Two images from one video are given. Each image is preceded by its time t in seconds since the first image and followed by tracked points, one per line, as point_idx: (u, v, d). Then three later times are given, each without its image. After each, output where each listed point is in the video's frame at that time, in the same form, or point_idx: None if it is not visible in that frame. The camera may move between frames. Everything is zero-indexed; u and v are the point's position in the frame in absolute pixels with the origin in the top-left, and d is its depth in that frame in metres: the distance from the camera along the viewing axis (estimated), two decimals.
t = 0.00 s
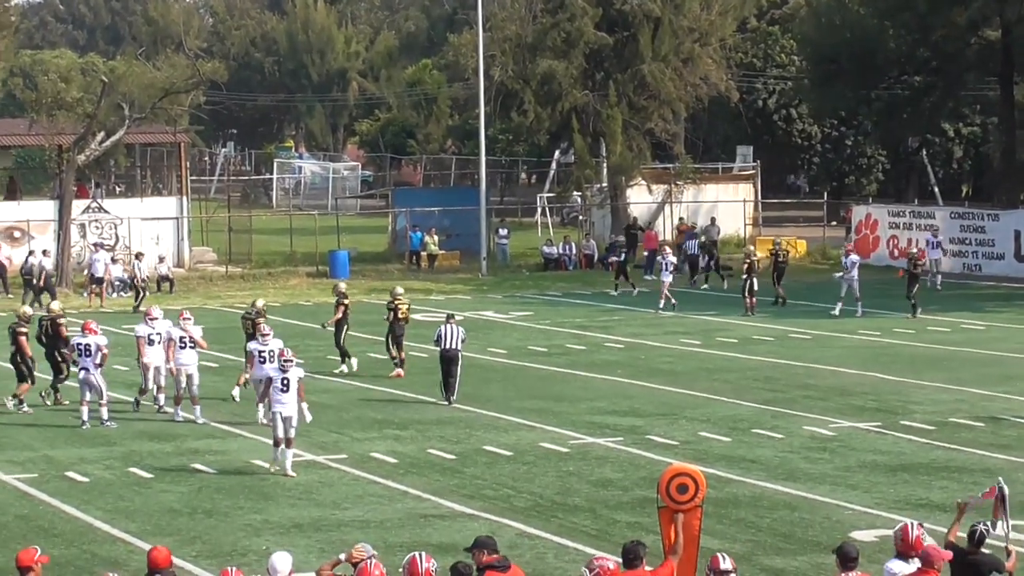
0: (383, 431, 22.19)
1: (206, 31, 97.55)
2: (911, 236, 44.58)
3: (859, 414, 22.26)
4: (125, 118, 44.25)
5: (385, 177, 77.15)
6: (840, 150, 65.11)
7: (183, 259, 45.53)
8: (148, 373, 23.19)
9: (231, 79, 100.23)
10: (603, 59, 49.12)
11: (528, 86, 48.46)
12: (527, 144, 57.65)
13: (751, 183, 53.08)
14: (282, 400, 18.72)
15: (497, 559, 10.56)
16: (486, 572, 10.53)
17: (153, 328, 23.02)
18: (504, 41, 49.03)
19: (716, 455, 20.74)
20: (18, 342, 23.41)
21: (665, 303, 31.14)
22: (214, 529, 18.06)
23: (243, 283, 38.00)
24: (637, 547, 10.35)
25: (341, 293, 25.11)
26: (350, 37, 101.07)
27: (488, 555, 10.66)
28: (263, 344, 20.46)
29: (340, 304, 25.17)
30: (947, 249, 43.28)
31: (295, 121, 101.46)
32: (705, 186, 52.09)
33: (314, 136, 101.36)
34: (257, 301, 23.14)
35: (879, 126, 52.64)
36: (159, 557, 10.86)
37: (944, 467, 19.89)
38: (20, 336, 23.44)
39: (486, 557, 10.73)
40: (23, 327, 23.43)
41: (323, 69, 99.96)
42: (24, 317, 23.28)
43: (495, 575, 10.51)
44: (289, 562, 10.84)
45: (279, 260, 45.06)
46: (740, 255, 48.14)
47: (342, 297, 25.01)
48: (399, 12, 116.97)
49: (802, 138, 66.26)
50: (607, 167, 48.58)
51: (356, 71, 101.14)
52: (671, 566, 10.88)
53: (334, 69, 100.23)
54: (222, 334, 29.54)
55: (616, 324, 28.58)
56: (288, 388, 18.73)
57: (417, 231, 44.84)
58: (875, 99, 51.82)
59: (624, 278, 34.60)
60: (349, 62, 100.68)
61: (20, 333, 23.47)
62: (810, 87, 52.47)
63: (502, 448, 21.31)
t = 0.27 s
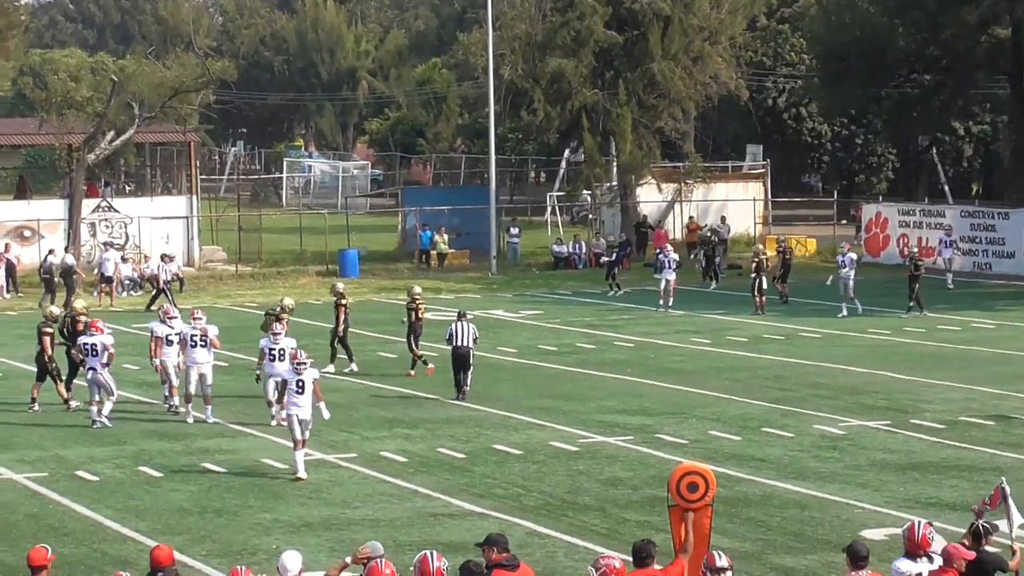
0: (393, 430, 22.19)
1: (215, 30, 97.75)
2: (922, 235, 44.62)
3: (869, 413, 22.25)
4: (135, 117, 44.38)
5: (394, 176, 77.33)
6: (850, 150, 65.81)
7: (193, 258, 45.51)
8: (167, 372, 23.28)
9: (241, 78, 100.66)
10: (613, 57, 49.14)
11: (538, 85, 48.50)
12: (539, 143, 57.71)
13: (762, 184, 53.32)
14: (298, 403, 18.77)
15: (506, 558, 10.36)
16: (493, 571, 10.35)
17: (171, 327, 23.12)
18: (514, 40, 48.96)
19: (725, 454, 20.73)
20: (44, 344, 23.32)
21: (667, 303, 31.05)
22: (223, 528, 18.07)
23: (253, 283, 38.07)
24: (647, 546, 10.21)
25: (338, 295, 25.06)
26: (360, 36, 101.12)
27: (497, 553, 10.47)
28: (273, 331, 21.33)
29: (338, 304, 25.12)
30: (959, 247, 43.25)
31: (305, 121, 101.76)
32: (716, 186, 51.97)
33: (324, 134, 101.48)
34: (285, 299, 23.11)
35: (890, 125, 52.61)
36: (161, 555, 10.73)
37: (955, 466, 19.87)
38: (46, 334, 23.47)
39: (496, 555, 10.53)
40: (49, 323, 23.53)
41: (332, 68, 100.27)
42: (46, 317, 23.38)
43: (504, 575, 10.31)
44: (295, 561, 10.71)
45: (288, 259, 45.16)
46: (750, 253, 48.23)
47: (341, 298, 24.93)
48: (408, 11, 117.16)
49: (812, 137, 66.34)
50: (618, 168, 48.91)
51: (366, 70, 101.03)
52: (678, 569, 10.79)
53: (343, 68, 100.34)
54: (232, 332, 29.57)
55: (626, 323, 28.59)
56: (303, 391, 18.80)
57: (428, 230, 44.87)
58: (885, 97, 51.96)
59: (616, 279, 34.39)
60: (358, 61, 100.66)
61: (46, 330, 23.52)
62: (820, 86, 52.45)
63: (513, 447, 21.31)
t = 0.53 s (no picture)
0: (401, 429, 22.19)
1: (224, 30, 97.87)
2: (930, 234, 44.47)
3: (877, 412, 22.24)
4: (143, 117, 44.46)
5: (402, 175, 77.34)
6: (859, 148, 65.65)
7: (201, 257, 45.51)
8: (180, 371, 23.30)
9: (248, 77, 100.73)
10: (621, 56, 49.12)
11: (546, 84, 48.50)
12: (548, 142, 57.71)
13: (769, 184, 52.87)
14: (309, 403, 18.86)
15: (517, 554, 10.27)
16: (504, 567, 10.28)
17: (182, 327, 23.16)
18: (521, 39, 49.23)
19: (734, 453, 20.73)
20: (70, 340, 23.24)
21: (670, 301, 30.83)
22: (232, 527, 18.07)
23: (262, 281, 38.08)
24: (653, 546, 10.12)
25: (333, 295, 24.79)
26: (368, 35, 101.11)
27: (510, 548, 10.38)
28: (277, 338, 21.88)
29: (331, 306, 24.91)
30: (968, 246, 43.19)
31: (313, 120, 101.81)
32: (724, 186, 51.84)
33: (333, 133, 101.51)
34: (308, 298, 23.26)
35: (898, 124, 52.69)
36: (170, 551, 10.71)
37: (963, 466, 19.86)
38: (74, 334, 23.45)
39: (508, 551, 10.45)
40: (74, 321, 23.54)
41: (340, 67, 100.31)
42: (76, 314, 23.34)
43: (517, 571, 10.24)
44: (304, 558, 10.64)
45: (295, 258, 45.16)
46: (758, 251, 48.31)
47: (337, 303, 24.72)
48: (416, 10, 117.14)
49: (820, 136, 66.24)
50: (626, 167, 48.96)
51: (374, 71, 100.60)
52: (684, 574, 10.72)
53: (352, 67, 100.42)
54: (241, 331, 29.57)
55: (634, 322, 28.59)
56: (314, 391, 18.91)
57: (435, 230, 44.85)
58: (893, 96, 51.97)
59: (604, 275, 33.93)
60: (366, 60, 100.67)
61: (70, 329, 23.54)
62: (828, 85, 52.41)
63: (520, 446, 21.30)
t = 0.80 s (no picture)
0: (413, 426, 22.20)
1: (235, 26, 98.07)
2: (943, 230, 44.43)
3: (890, 409, 22.23)
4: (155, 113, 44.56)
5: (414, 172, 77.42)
6: (872, 145, 65.13)
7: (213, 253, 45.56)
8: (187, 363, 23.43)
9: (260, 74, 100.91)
10: (633, 53, 49.12)
11: (558, 81, 48.54)
12: (560, 139, 57.75)
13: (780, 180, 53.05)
14: (324, 402, 18.91)
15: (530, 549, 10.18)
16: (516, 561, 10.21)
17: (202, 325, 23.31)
18: (533, 36, 49.32)
19: (746, 449, 20.73)
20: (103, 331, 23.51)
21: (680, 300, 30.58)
22: (244, 523, 18.10)
23: (275, 278, 38.13)
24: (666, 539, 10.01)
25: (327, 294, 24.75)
26: (380, 32, 101.24)
27: (522, 543, 10.30)
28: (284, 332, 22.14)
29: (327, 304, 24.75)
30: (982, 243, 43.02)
31: (325, 116, 101.96)
32: (737, 182, 51.67)
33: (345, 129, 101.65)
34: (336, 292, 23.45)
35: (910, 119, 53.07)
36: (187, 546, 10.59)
37: (975, 462, 19.85)
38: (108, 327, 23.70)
39: (520, 545, 10.38)
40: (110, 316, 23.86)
41: (352, 64, 100.51)
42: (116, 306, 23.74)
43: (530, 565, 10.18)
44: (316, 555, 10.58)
45: (306, 254, 45.21)
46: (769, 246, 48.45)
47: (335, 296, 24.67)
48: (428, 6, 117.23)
49: (832, 132, 66.90)
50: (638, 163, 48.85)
51: (386, 67, 101.22)
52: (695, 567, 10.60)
53: (363, 64, 100.64)
54: (253, 327, 29.64)
55: (646, 318, 28.58)
56: (329, 389, 18.93)
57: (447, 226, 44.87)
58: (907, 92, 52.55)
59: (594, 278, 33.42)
60: (378, 57, 100.85)
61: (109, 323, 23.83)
62: (840, 81, 52.35)
63: (533, 443, 21.31)
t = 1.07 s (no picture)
0: (424, 419, 22.22)
1: (246, 19, 98.14)
2: (953, 223, 44.36)
3: (901, 402, 22.24)
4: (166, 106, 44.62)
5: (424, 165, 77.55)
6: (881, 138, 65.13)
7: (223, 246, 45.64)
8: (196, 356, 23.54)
9: (271, 67, 101.12)
10: (644, 46, 49.08)
11: (569, 74, 48.56)
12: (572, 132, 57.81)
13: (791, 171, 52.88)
14: (341, 399, 19.08)
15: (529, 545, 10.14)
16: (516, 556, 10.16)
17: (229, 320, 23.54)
18: (544, 29, 49.21)
19: (756, 442, 20.74)
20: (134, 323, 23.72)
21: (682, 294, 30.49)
22: (255, 515, 18.12)
23: (287, 270, 38.23)
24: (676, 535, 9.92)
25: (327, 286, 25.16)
26: (391, 25, 101.34)
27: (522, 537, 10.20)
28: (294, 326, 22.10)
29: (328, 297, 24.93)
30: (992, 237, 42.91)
31: (336, 109, 102.11)
32: (746, 173, 51.99)
33: (355, 122, 101.67)
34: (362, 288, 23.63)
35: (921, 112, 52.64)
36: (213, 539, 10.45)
37: (987, 456, 19.84)
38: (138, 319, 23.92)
39: (520, 539, 10.29)
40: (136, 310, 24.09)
41: (363, 57, 100.73)
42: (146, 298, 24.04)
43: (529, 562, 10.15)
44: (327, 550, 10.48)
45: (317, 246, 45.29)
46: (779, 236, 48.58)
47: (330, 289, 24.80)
48: None
49: (843, 125, 66.36)
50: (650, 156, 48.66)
51: (396, 60, 101.48)
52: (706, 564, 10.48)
53: (374, 57, 100.94)
54: (265, 320, 29.69)
55: (656, 311, 28.60)
56: (346, 385, 19.05)
57: (457, 219, 44.94)
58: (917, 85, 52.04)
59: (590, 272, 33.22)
60: (389, 51, 100.98)
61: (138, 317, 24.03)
62: (851, 74, 52.31)
63: (543, 436, 21.33)
